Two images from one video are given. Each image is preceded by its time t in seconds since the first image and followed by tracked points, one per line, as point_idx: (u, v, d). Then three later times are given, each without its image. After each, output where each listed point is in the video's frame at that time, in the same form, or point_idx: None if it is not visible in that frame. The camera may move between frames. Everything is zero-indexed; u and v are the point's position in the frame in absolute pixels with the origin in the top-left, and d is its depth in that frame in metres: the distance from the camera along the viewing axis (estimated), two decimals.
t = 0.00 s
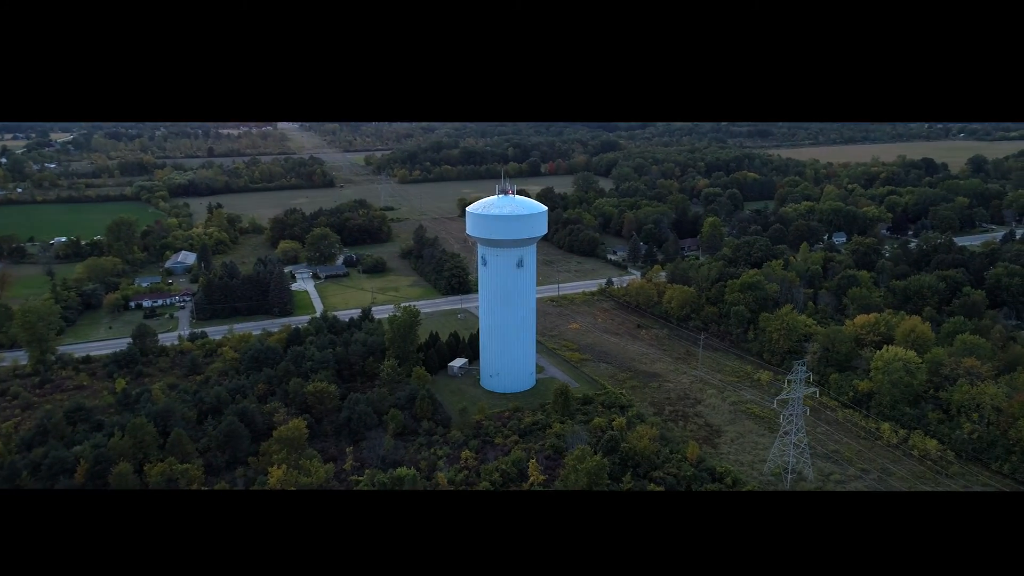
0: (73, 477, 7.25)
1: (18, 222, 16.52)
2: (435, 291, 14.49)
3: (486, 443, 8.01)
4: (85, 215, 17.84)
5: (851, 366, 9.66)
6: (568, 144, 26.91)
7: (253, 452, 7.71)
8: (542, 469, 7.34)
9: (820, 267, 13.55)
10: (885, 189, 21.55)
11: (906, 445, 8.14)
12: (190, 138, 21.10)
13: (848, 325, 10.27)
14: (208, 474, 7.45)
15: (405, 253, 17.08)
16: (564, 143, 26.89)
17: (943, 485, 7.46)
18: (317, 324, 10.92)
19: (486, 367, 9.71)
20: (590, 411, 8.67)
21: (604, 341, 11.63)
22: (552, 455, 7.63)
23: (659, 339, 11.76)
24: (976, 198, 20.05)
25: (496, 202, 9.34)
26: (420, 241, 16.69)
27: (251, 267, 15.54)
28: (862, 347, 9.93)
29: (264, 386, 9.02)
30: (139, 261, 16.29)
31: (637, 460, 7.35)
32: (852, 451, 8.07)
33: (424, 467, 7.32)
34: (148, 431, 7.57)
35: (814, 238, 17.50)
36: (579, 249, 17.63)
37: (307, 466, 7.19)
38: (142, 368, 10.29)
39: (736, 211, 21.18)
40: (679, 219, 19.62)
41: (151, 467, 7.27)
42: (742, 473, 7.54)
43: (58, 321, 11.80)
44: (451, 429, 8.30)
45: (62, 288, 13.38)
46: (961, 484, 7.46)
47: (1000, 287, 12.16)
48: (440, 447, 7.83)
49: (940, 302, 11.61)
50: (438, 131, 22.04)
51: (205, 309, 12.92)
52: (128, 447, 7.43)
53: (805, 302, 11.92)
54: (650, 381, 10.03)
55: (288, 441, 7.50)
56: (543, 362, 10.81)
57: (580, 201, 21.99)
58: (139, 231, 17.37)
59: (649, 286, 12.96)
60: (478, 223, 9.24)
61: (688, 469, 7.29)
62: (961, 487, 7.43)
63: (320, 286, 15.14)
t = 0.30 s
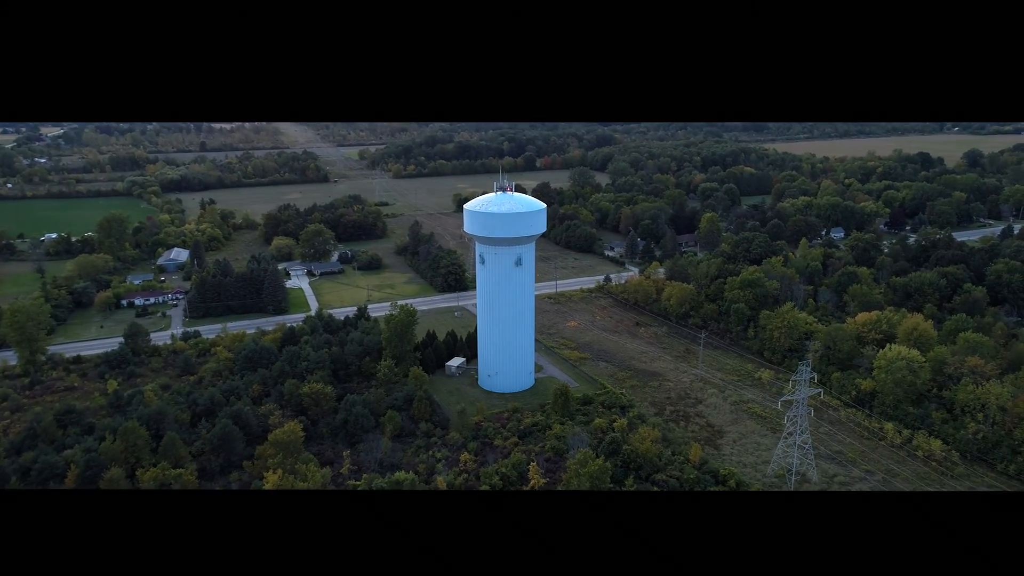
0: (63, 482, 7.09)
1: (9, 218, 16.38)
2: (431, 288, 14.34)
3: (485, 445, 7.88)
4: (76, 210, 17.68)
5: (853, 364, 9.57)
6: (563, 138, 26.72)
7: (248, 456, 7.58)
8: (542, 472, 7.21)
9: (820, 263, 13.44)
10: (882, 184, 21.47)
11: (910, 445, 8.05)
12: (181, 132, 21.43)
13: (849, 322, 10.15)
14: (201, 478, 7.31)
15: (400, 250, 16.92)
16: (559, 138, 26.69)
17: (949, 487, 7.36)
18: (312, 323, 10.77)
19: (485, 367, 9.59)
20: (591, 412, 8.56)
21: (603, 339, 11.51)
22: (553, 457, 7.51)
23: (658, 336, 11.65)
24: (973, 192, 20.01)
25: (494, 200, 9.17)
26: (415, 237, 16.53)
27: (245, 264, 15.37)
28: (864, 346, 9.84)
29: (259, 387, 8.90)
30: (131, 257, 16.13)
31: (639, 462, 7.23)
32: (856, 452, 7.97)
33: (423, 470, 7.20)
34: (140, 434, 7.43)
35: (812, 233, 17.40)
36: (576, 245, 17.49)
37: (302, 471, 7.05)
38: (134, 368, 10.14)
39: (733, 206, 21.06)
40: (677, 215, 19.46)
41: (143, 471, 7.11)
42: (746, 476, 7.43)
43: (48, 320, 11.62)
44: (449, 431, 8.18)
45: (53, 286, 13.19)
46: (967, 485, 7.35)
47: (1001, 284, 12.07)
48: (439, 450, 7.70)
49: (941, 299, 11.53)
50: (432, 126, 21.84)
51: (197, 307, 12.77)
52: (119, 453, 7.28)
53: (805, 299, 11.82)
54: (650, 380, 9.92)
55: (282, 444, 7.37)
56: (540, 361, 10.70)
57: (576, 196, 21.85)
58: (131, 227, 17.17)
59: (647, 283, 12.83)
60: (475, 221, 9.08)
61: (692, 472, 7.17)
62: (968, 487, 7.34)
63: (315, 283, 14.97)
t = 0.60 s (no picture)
0: (54, 486, 6.94)
1: None
2: (428, 285, 14.20)
3: (485, 447, 7.76)
4: (68, 206, 17.45)
5: (856, 363, 9.47)
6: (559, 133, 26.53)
7: (243, 459, 7.45)
8: (544, 475, 7.11)
9: (820, 260, 13.32)
10: (880, 179, 21.41)
11: (914, 446, 7.96)
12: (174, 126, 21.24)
13: (852, 321, 10.06)
14: (196, 482, 7.18)
15: (396, 246, 16.76)
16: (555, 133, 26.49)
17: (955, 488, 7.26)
18: (307, 322, 10.64)
19: (483, 366, 9.47)
20: (591, 412, 8.46)
21: (602, 337, 11.42)
22: (554, 460, 7.41)
23: (657, 334, 11.54)
24: (971, 187, 19.95)
25: (493, 197, 9.02)
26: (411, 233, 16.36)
27: (239, 261, 15.18)
28: (866, 344, 9.73)
29: (254, 389, 8.78)
30: (123, 255, 15.93)
31: (642, 465, 7.12)
32: (860, 453, 7.88)
33: (422, 473, 7.09)
34: (133, 437, 7.28)
35: (810, 229, 17.29)
36: (574, 241, 17.36)
37: (299, 475, 6.92)
38: (127, 368, 9.99)
39: (731, 202, 20.95)
40: (675, 210, 19.30)
41: (136, 476, 6.96)
42: (750, 478, 7.32)
43: (38, 319, 11.44)
44: (448, 432, 8.06)
45: (43, 283, 12.98)
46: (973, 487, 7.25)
47: (1002, 281, 11.99)
48: (438, 452, 7.60)
49: (942, 296, 11.44)
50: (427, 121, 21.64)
51: (191, 305, 12.59)
52: (112, 457, 7.13)
53: (805, 296, 11.72)
54: (651, 379, 9.82)
55: (278, 448, 7.21)
56: (539, 360, 10.58)
57: (573, 191, 21.70)
58: (124, 224, 16.95)
59: (647, 280, 12.71)
60: (474, 219, 8.94)
61: (695, 475, 7.05)
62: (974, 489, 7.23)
63: (310, 280, 14.82)
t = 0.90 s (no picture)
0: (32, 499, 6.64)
1: None
2: (419, 280, 13.92)
3: (482, 452, 7.53)
4: (46, 199, 16.96)
5: (857, 360, 9.32)
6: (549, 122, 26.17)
7: (231, 467, 7.19)
8: (543, 482, 6.89)
9: (817, 252, 13.14)
10: (871, 168, 21.28)
11: (919, 446, 7.80)
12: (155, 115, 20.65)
13: (852, 316, 9.89)
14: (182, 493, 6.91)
15: (385, 239, 16.43)
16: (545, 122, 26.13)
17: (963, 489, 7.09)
18: (296, 320, 10.34)
19: (478, 366, 9.24)
20: (589, 414, 8.25)
21: (598, 333, 11.20)
22: (553, 466, 7.19)
23: (654, 330, 11.34)
24: (963, 176, 19.87)
25: (488, 191, 8.74)
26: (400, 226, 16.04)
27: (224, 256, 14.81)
28: (868, 340, 9.58)
29: (241, 392, 8.49)
30: (104, 249, 15.49)
31: (644, 471, 6.92)
32: (865, 454, 7.72)
33: (417, 482, 6.85)
34: (115, 446, 6.98)
35: (804, 220, 17.13)
36: (565, 233, 17.11)
37: (290, 485, 6.66)
38: (109, 370, 9.66)
39: (723, 192, 20.76)
40: (667, 201, 19.07)
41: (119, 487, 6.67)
42: (754, 482, 7.14)
43: (16, 318, 11.06)
44: (443, 436, 7.82)
45: (21, 281, 12.57)
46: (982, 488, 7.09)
47: (1000, 274, 11.87)
48: (434, 458, 7.36)
49: (941, 290, 11.30)
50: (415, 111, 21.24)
51: (175, 302, 12.21)
52: (93, 467, 6.83)
53: (803, 290, 11.54)
54: (649, 378, 9.62)
55: (268, 457, 6.96)
56: (535, 357, 10.35)
57: (563, 181, 21.42)
58: (104, 217, 16.51)
59: (642, 274, 12.49)
60: (468, 215, 8.65)
61: (700, 481, 6.86)
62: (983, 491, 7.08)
63: (298, 275, 14.48)
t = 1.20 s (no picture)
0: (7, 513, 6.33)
1: None
2: (408, 274, 13.61)
3: (479, 457, 7.31)
4: (19, 191, 16.42)
5: (857, 356, 9.20)
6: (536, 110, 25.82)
7: (218, 476, 6.92)
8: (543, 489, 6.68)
9: (812, 244, 12.96)
10: (861, 156, 21.18)
11: (923, 445, 7.67)
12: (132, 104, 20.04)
13: (850, 310, 9.75)
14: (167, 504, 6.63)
15: (372, 232, 16.09)
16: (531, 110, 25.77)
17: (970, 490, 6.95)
18: (282, 319, 10.03)
19: (472, 366, 9.01)
20: (588, 415, 8.05)
21: (592, 329, 10.99)
22: (552, 471, 6.99)
23: (649, 325, 11.13)
24: (952, 165, 19.82)
25: (480, 186, 8.47)
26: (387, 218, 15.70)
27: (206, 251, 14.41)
28: (867, 336, 9.44)
29: (227, 396, 8.19)
30: (81, 244, 15.02)
31: (647, 476, 6.73)
32: (869, 454, 7.58)
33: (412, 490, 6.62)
34: (95, 457, 6.68)
35: (796, 211, 16.98)
36: (555, 225, 16.84)
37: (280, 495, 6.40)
38: (87, 373, 9.30)
39: (712, 181, 20.57)
40: (658, 190, 18.85)
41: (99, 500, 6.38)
42: (758, 485, 6.97)
43: None
44: (438, 440, 7.59)
45: None
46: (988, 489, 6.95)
47: (995, 265, 11.78)
48: (429, 465, 7.12)
49: (938, 282, 11.18)
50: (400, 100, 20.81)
51: (156, 300, 11.80)
52: (72, 479, 6.53)
53: (799, 283, 11.38)
54: (646, 375, 9.43)
55: (256, 467, 6.70)
56: (529, 355, 10.12)
57: (552, 171, 21.12)
58: (81, 211, 16.02)
59: (635, 268, 12.28)
60: (461, 211, 8.37)
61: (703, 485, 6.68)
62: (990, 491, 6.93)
63: (282, 270, 14.13)
